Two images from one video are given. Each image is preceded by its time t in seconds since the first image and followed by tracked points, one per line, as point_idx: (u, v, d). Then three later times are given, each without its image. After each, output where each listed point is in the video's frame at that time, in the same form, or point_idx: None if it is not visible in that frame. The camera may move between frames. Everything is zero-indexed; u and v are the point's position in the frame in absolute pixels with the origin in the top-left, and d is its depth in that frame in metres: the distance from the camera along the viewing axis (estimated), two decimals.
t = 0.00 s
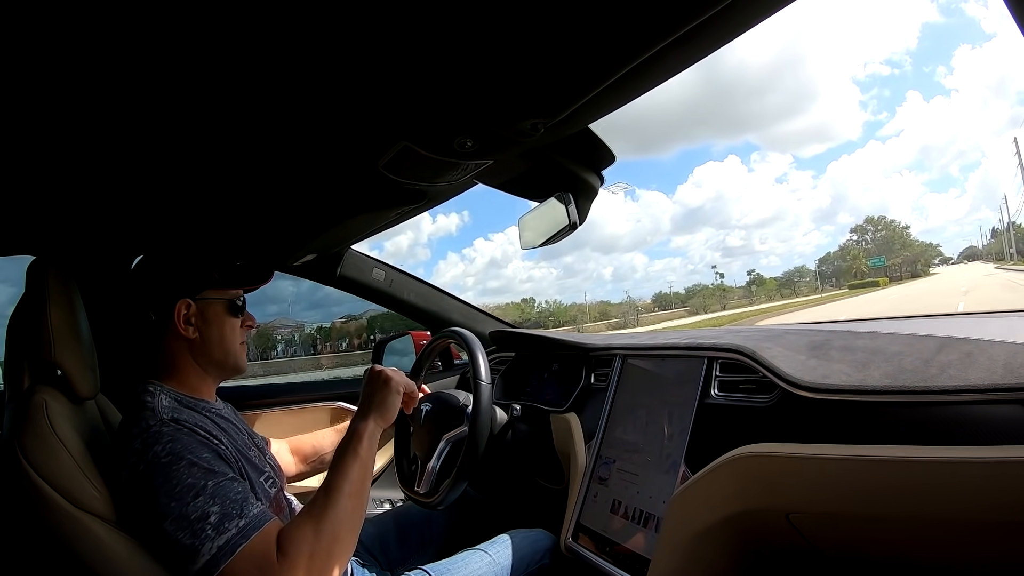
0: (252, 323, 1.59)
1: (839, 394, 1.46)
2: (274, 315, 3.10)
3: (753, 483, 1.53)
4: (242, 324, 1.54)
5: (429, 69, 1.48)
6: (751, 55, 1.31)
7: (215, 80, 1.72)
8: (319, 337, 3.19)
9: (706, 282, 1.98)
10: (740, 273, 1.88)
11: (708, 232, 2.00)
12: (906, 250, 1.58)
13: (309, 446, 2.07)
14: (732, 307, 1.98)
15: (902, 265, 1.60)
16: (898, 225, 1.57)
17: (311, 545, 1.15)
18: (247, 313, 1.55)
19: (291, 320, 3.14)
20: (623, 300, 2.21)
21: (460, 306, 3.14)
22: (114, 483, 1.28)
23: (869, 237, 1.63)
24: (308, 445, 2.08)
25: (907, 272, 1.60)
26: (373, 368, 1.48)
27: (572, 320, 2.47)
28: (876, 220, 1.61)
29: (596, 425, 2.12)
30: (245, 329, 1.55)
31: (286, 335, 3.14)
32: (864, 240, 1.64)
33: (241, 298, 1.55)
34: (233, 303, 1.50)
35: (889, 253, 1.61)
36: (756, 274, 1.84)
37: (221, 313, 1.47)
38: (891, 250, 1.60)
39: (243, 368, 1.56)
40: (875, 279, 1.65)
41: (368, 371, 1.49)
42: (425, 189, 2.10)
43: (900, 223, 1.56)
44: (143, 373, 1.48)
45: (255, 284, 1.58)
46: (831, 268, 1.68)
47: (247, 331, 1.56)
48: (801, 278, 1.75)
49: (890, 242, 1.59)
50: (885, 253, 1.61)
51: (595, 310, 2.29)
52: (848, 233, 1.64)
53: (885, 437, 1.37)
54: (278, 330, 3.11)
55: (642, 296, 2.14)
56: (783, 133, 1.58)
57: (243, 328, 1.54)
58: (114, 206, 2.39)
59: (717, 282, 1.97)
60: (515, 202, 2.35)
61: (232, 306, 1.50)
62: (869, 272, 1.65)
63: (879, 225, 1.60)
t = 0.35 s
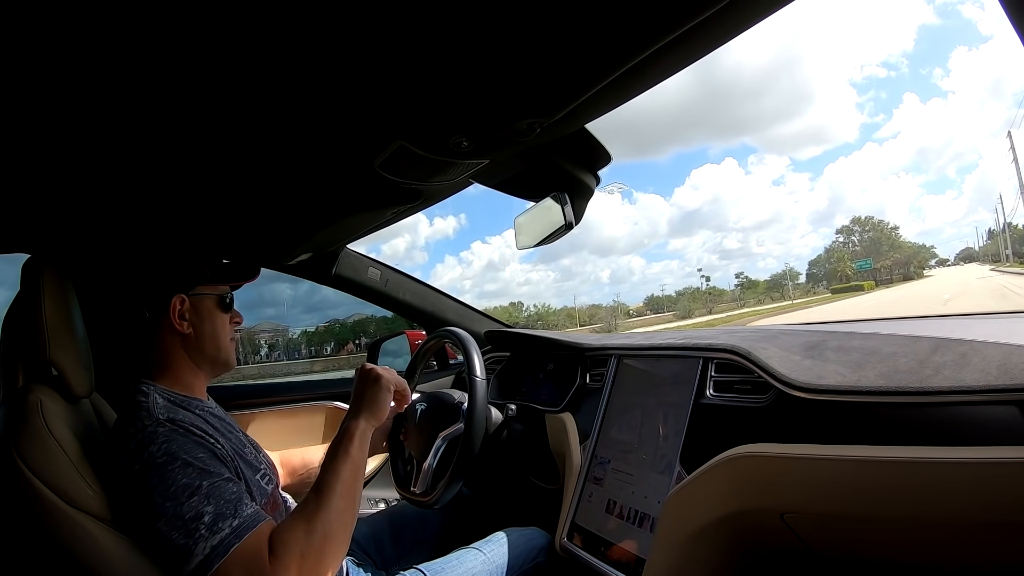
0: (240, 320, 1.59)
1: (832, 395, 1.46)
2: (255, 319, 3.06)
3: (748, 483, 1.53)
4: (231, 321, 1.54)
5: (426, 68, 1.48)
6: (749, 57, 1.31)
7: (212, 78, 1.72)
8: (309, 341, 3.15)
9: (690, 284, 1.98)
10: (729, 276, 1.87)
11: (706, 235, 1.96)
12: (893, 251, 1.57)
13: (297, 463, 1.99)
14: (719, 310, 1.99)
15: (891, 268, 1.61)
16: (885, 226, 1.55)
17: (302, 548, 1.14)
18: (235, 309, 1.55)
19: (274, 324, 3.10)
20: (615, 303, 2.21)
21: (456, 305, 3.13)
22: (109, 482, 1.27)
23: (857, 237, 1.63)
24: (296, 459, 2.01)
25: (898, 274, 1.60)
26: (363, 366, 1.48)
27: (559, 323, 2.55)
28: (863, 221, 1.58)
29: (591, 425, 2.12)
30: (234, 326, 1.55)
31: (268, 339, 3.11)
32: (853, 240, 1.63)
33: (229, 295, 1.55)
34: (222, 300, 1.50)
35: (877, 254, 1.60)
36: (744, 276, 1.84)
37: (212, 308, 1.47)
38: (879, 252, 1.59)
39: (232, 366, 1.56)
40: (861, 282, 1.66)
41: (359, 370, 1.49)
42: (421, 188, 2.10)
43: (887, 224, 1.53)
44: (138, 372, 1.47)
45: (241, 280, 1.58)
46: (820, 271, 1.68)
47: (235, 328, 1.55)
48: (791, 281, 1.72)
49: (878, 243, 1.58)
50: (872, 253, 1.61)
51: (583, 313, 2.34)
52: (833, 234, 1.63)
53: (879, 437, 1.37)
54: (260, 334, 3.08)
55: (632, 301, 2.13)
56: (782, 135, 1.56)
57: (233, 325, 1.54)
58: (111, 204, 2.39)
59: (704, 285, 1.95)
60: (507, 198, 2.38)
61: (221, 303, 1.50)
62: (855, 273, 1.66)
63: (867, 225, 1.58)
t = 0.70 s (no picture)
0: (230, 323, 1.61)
1: (826, 397, 1.47)
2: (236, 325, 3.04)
3: (740, 485, 1.53)
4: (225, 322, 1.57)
5: (422, 68, 1.47)
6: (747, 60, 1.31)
7: (208, 77, 1.71)
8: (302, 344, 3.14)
9: (682, 288, 2.01)
10: (718, 278, 1.90)
11: (704, 237, 1.98)
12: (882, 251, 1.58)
13: (291, 464, 1.98)
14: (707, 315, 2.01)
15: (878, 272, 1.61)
16: (876, 227, 1.55)
17: (302, 548, 1.14)
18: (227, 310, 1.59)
19: (256, 329, 3.08)
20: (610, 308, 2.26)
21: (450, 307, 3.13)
22: (106, 481, 1.27)
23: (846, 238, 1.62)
24: (290, 462, 2.00)
25: (892, 275, 1.61)
26: (364, 369, 1.49)
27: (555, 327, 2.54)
28: (852, 220, 1.59)
29: (585, 426, 2.12)
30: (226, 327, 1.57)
31: (252, 345, 3.09)
32: (841, 241, 1.62)
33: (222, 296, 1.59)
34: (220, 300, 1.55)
35: (865, 255, 1.60)
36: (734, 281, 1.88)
37: (213, 308, 1.51)
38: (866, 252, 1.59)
39: (223, 366, 1.58)
40: (847, 284, 1.66)
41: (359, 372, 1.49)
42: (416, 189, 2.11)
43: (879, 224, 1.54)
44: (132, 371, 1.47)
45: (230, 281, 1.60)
46: (812, 273, 1.68)
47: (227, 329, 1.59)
48: (780, 283, 1.75)
49: (867, 243, 1.58)
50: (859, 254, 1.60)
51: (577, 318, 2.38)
52: (821, 234, 1.63)
53: (872, 440, 1.38)
54: (244, 341, 3.07)
55: (625, 305, 2.19)
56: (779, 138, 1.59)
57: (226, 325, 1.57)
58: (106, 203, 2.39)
59: (693, 288, 1.99)
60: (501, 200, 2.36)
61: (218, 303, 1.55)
62: (842, 275, 1.66)
63: (856, 225, 1.58)
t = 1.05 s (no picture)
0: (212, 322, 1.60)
1: (818, 399, 1.47)
2: (226, 327, 3.00)
3: (733, 487, 1.53)
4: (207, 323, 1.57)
5: (416, 70, 1.47)
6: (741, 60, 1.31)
7: (201, 79, 1.70)
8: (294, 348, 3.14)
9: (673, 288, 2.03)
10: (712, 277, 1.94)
11: (706, 238, 1.97)
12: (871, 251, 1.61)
13: (281, 471, 1.96)
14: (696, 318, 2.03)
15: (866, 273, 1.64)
16: (867, 225, 1.58)
17: (293, 550, 1.14)
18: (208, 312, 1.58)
19: (244, 333, 3.05)
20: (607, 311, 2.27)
21: (442, 310, 3.14)
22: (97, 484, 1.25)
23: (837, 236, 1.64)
24: (280, 468, 1.99)
25: (888, 275, 1.65)
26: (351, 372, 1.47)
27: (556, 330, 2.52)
28: (843, 219, 1.61)
29: (578, 429, 2.12)
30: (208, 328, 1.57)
31: (241, 348, 3.07)
32: (831, 239, 1.65)
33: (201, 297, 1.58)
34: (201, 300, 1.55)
35: (857, 253, 1.64)
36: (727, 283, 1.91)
37: (195, 308, 1.51)
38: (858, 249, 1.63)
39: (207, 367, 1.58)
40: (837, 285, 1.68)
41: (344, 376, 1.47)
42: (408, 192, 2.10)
43: (871, 223, 1.56)
44: (122, 375, 1.46)
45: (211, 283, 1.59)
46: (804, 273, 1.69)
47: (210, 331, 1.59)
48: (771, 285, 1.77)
49: (859, 242, 1.62)
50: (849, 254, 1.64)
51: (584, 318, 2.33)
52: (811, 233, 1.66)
53: (864, 441, 1.38)
54: (232, 344, 3.04)
55: (623, 306, 2.20)
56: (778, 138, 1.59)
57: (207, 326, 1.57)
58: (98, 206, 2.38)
59: (682, 289, 2.01)
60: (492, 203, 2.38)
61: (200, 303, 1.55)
62: (832, 275, 1.69)
63: (847, 223, 1.61)
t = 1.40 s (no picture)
0: (208, 319, 1.59)
1: (808, 400, 1.48)
2: (221, 329, 2.94)
3: (724, 489, 1.53)
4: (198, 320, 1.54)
5: (409, 71, 1.47)
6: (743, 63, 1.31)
7: (193, 79, 1.70)
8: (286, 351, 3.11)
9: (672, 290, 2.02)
10: (710, 279, 1.93)
11: (713, 237, 1.96)
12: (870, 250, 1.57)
13: (274, 476, 1.95)
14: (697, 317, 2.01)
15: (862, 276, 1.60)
16: (864, 221, 1.55)
17: (290, 553, 1.14)
18: (203, 308, 1.56)
19: (239, 334, 2.99)
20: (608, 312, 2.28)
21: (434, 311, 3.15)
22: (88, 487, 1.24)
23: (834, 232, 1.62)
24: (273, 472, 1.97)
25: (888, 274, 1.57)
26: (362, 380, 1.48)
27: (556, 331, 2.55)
28: (838, 215, 1.59)
29: (570, 430, 2.12)
30: (201, 326, 1.55)
31: (235, 350, 3.01)
32: (826, 237, 1.63)
33: (195, 293, 1.55)
34: (191, 297, 1.51)
35: (852, 250, 1.59)
36: (726, 284, 1.90)
37: (181, 308, 1.47)
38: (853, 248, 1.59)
39: (202, 364, 1.56)
40: (832, 284, 1.67)
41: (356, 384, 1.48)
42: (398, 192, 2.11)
43: (867, 217, 1.54)
44: (112, 377, 1.45)
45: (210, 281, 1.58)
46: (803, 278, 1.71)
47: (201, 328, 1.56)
48: (770, 285, 1.78)
49: (856, 239, 1.58)
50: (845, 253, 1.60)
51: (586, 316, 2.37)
52: (806, 229, 1.65)
53: (854, 442, 1.38)
54: (226, 346, 2.98)
55: (624, 307, 2.21)
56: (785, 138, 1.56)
57: (200, 323, 1.55)
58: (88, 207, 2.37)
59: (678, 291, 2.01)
60: (488, 204, 2.37)
61: (189, 300, 1.51)
62: (827, 275, 1.68)
63: (843, 218, 1.58)
